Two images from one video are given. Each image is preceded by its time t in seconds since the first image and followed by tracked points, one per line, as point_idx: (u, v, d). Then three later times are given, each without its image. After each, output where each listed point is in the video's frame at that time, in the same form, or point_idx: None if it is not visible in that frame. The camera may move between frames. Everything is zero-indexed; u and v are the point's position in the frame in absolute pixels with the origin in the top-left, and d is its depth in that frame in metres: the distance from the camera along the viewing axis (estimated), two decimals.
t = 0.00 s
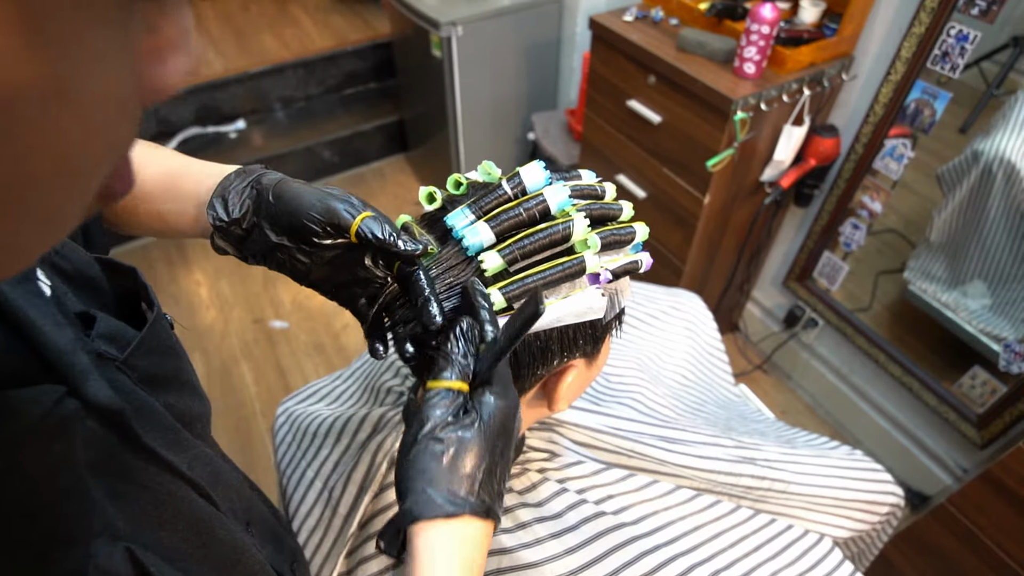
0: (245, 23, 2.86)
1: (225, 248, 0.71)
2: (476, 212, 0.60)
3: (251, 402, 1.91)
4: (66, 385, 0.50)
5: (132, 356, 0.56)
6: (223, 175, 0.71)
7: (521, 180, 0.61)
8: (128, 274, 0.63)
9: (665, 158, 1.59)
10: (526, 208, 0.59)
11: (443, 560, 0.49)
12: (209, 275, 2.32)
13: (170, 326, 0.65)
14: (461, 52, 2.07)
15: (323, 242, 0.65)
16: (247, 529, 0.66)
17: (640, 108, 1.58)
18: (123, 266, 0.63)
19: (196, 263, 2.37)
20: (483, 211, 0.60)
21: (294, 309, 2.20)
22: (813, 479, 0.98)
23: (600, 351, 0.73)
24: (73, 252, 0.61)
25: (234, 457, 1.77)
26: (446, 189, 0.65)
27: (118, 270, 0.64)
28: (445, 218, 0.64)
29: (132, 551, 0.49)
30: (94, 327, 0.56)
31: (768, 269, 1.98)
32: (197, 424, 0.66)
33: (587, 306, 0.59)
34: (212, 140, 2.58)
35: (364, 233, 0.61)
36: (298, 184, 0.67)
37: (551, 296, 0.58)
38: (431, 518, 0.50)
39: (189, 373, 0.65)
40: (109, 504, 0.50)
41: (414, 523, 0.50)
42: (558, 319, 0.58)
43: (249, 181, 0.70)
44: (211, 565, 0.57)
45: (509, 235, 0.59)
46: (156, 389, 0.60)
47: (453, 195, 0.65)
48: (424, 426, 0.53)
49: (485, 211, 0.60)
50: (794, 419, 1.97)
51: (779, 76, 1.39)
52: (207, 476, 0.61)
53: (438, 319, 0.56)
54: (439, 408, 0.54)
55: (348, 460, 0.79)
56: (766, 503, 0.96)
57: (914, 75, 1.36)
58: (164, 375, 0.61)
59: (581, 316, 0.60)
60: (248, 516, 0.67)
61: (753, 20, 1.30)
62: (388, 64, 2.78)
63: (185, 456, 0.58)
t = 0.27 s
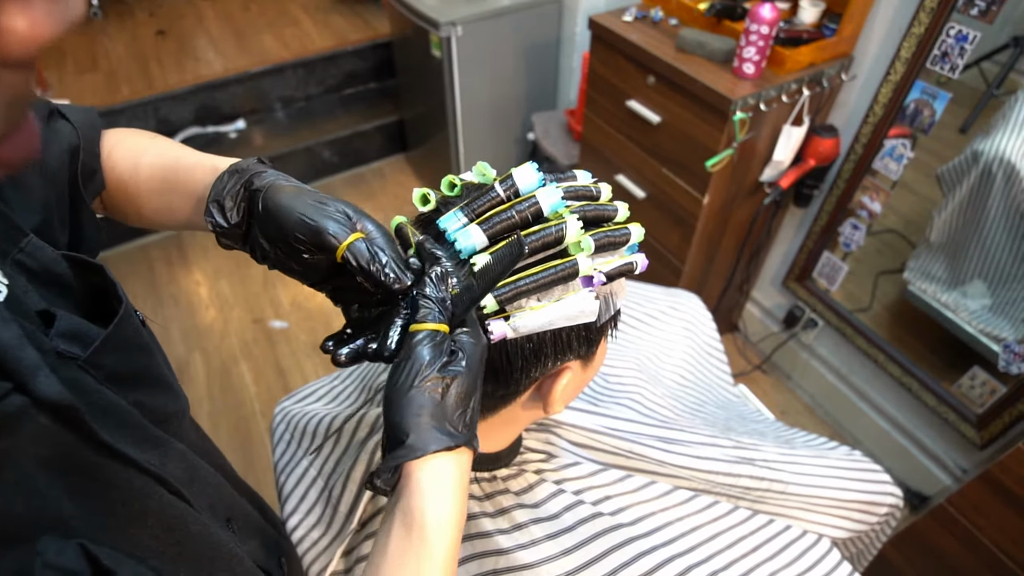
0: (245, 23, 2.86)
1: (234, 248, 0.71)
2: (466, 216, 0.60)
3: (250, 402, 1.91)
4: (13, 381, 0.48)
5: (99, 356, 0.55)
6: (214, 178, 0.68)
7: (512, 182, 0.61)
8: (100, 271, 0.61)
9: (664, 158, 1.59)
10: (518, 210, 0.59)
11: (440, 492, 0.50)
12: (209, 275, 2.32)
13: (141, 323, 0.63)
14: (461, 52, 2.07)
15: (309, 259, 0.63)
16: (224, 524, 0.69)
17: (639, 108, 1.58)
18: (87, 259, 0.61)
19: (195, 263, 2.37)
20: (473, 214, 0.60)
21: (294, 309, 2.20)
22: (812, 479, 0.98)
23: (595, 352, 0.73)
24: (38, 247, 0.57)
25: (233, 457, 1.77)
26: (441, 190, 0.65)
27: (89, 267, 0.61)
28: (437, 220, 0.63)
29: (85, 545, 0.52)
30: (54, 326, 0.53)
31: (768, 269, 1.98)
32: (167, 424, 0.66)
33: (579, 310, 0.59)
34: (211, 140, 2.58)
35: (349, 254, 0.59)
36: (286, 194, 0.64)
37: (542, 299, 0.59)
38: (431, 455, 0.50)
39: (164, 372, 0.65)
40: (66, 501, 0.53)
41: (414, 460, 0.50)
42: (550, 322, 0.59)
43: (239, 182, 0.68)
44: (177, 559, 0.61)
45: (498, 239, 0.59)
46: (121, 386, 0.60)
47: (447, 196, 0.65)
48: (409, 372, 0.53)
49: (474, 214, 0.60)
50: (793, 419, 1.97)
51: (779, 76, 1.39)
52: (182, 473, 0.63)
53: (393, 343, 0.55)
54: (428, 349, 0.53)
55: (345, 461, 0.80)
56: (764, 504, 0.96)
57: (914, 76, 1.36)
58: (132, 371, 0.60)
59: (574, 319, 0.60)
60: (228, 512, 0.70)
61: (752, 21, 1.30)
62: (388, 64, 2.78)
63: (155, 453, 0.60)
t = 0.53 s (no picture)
0: (245, 23, 2.86)
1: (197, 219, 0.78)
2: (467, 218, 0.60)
3: (250, 402, 1.91)
4: (13, 377, 0.48)
5: (102, 349, 0.56)
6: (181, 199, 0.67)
7: (513, 184, 0.61)
8: (98, 268, 0.61)
9: (664, 158, 1.59)
10: (519, 213, 0.58)
11: (391, 529, 0.50)
12: (209, 275, 2.32)
13: (139, 320, 0.64)
14: (461, 52, 2.07)
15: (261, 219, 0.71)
16: (224, 523, 0.69)
17: (639, 108, 1.58)
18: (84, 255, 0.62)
19: (196, 263, 2.37)
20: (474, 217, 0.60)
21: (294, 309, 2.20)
22: (811, 481, 0.98)
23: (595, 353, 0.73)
24: (40, 246, 0.58)
25: (232, 458, 1.77)
26: (441, 192, 0.65)
27: (88, 264, 0.62)
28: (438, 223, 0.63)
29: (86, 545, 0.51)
30: (59, 320, 0.54)
31: (768, 270, 1.98)
32: (170, 418, 0.66)
33: (580, 312, 0.59)
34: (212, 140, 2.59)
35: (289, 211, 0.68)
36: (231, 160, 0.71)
37: (542, 302, 0.59)
38: (379, 492, 0.51)
39: (163, 366, 0.65)
40: (66, 501, 0.52)
41: (362, 497, 0.50)
42: (552, 324, 0.59)
43: (192, 156, 0.74)
44: (172, 559, 0.60)
45: (500, 242, 0.59)
46: (124, 379, 0.60)
47: (447, 198, 0.65)
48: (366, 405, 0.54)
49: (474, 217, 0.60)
50: (793, 420, 1.97)
51: (779, 77, 1.39)
52: (182, 471, 0.63)
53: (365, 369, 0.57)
54: (388, 381, 0.55)
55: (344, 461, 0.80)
56: (762, 505, 0.96)
57: (914, 76, 1.36)
58: (132, 366, 0.60)
59: (575, 321, 0.60)
60: (228, 511, 0.70)
61: (753, 21, 1.30)
62: (388, 64, 2.78)
63: (157, 450, 0.60)
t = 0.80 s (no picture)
0: (247, 23, 2.87)
1: (184, 271, 0.74)
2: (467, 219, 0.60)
3: (251, 402, 1.92)
4: (36, 374, 0.48)
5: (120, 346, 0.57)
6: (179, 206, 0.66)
7: (513, 185, 0.61)
8: (118, 265, 0.63)
9: (665, 159, 1.59)
10: (519, 213, 0.59)
11: (370, 544, 0.50)
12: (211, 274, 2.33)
13: (156, 319, 0.65)
14: (463, 53, 2.07)
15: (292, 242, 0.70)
16: (232, 520, 0.67)
17: (640, 109, 1.58)
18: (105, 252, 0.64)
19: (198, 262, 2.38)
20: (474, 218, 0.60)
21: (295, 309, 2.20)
22: (810, 481, 0.98)
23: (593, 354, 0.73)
24: (61, 241, 0.60)
25: (232, 457, 1.77)
26: (441, 193, 0.65)
27: (110, 262, 0.63)
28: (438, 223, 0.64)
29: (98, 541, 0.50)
30: (80, 315, 0.55)
31: (769, 270, 1.98)
32: (182, 414, 0.66)
33: (578, 312, 0.59)
34: (214, 139, 2.59)
35: (335, 226, 0.66)
36: (261, 194, 0.71)
37: (541, 302, 0.59)
38: (356, 507, 0.50)
39: (175, 364, 0.65)
40: (82, 497, 0.51)
41: (338, 512, 0.50)
42: (550, 325, 0.58)
43: (209, 200, 0.73)
44: (187, 560, 0.58)
45: (501, 241, 0.59)
46: (142, 378, 0.60)
47: (447, 199, 0.65)
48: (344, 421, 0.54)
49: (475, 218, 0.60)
50: (794, 421, 1.97)
51: (779, 78, 1.39)
52: (192, 467, 0.62)
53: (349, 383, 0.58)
54: (366, 395, 0.55)
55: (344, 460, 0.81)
56: (761, 506, 0.96)
57: (915, 78, 1.36)
58: (149, 363, 0.61)
59: (572, 322, 0.59)
60: (234, 507, 0.69)
61: (753, 23, 1.30)
62: (389, 64, 2.78)
63: (167, 446, 0.60)
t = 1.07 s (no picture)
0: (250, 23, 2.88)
1: (191, 282, 0.66)
2: (463, 219, 0.60)
3: (252, 401, 1.92)
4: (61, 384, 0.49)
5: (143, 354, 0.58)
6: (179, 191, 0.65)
7: (510, 185, 0.61)
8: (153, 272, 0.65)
9: (667, 160, 1.59)
10: (515, 214, 0.59)
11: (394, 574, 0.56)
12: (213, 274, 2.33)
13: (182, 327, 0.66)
14: (465, 53, 2.07)
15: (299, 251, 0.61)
16: (241, 529, 0.66)
17: (642, 110, 1.58)
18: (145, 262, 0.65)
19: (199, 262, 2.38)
20: (470, 217, 0.60)
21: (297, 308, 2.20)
22: (809, 483, 0.98)
23: (591, 354, 0.73)
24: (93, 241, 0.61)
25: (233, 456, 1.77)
26: (439, 193, 0.65)
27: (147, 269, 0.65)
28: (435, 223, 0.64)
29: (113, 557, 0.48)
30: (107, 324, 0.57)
31: (770, 271, 1.98)
32: (200, 422, 0.67)
33: (574, 312, 0.59)
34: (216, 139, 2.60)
35: (342, 237, 0.57)
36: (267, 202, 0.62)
37: (537, 302, 0.59)
38: None
39: (196, 371, 0.66)
40: (97, 506, 0.50)
41: None
42: (546, 325, 0.59)
43: (214, 209, 0.64)
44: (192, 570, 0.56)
45: (497, 241, 0.59)
46: (161, 384, 0.62)
47: (445, 199, 0.65)
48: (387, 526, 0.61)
49: (471, 216, 0.60)
50: (795, 423, 1.96)
51: (781, 79, 1.39)
52: (206, 476, 0.62)
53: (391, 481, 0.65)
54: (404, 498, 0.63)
55: (342, 461, 0.81)
56: (761, 508, 0.96)
57: (918, 79, 1.35)
58: (171, 371, 0.62)
59: (569, 321, 0.60)
60: (243, 515, 0.68)
61: (755, 24, 1.30)
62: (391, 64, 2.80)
63: (182, 456, 0.60)
